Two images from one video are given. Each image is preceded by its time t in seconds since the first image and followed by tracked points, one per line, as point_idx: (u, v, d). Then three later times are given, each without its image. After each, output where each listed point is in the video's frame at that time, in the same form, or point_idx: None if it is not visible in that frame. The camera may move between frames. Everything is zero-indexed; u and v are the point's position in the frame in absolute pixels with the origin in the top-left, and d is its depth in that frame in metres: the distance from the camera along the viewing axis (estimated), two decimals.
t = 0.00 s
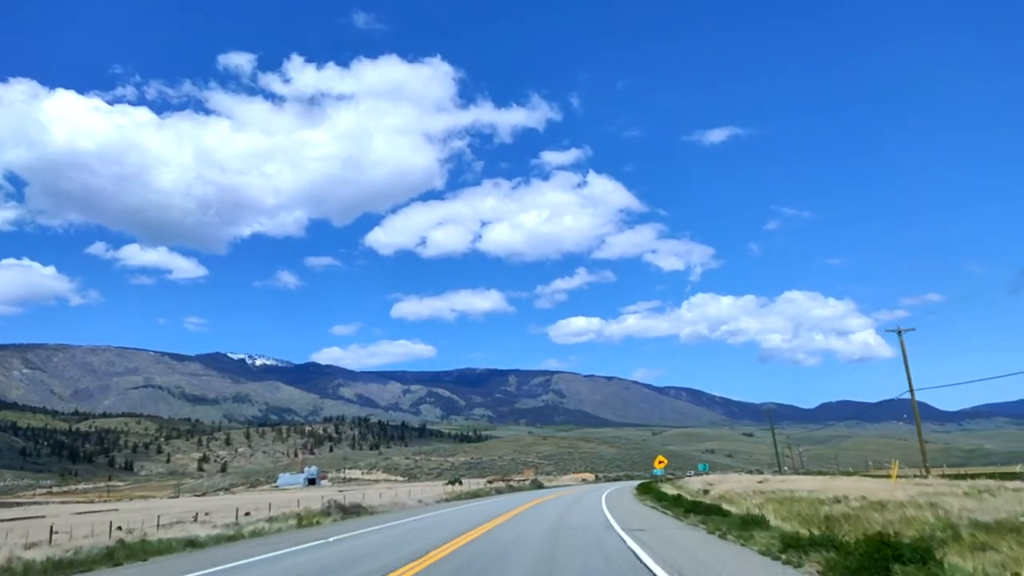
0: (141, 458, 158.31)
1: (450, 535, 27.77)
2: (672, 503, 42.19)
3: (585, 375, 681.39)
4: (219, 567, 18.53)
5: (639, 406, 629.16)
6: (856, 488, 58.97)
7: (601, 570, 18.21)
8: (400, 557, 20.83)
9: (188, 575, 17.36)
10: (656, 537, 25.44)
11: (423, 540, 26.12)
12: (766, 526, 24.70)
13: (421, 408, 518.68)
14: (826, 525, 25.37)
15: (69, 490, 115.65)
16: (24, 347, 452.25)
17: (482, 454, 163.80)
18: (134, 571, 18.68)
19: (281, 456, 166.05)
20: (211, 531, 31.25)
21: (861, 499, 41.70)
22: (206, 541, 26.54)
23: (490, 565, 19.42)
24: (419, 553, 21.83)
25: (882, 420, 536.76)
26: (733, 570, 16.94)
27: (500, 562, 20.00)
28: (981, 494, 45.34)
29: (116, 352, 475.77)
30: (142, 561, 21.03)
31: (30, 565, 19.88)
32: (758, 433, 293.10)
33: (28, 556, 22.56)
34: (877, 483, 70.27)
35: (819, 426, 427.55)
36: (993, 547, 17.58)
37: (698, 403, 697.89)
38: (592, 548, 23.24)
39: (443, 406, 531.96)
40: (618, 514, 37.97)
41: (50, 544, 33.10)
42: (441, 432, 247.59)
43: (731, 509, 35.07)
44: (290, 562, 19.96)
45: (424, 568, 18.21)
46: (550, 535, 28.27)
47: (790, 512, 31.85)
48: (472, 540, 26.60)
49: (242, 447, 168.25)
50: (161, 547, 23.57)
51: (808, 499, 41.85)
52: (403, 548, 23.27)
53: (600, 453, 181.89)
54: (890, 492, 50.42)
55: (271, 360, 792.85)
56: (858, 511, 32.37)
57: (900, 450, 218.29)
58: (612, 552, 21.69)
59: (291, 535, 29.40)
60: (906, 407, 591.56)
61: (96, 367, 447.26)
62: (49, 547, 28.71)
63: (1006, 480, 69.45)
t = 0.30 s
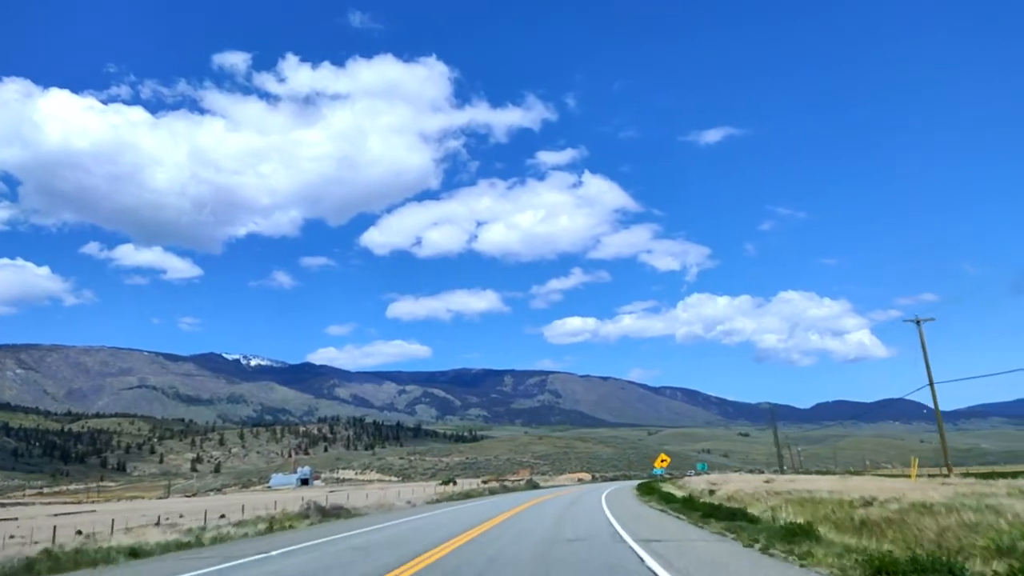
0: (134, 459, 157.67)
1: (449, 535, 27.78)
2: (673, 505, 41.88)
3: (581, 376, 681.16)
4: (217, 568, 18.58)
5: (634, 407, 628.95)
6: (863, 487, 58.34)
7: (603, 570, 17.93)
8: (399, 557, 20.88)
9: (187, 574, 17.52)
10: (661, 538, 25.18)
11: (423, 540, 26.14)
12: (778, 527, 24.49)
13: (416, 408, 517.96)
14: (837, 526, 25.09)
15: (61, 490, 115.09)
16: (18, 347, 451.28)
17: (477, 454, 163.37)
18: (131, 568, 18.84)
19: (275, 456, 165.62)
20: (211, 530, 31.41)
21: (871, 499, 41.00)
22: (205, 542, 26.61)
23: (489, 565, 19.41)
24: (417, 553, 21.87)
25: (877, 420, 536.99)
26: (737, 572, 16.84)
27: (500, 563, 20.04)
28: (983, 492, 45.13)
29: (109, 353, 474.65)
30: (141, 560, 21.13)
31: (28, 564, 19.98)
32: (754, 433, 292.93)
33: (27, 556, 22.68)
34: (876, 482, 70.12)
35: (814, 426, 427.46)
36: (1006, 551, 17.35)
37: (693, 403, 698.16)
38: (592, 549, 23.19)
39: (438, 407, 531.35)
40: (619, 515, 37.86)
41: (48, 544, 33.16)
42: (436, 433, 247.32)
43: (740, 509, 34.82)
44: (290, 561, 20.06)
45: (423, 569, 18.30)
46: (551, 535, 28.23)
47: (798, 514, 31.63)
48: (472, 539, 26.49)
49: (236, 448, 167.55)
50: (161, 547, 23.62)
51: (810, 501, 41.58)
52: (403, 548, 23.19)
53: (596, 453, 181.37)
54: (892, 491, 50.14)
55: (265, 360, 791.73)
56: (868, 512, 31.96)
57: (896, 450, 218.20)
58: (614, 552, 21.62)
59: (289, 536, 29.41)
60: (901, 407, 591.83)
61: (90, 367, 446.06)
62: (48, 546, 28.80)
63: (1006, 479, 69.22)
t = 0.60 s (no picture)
0: (126, 459, 157.26)
1: (446, 535, 27.85)
2: (670, 504, 41.93)
3: (576, 375, 681.46)
4: (214, 569, 18.74)
5: (629, 406, 629.56)
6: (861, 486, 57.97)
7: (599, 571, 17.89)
8: (397, 557, 20.89)
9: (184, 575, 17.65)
10: (659, 538, 25.14)
11: (420, 540, 26.20)
12: (771, 529, 24.56)
13: (411, 408, 517.64)
14: (838, 526, 25.00)
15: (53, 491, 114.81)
16: (11, 347, 450.41)
17: (472, 454, 163.27)
18: (128, 570, 18.88)
19: (269, 456, 165.43)
20: (206, 531, 31.36)
21: (870, 498, 40.95)
22: (202, 543, 26.69)
23: (487, 564, 19.44)
24: (415, 553, 21.94)
25: (871, 420, 538.17)
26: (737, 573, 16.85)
27: (498, 562, 20.06)
28: (983, 491, 45.11)
29: (103, 353, 473.63)
30: (139, 561, 21.17)
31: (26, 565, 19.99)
32: (749, 433, 293.09)
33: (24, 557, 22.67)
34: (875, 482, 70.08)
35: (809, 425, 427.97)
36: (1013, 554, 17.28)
37: (688, 403, 699.08)
38: (592, 547, 23.18)
39: (434, 407, 531.31)
40: (617, 515, 37.80)
41: (45, 544, 33.24)
42: (430, 433, 247.27)
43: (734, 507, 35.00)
44: (287, 562, 20.06)
45: (421, 569, 18.33)
46: (550, 535, 28.18)
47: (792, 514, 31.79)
48: (468, 539, 26.54)
49: (230, 448, 167.18)
50: (154, 548, 23.67)
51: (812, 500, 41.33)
52: (400, 549, 23.24)
53: (591, 453, 181.48)
54: (892, 490, 50.08)
55: (260, 360, 790.80)
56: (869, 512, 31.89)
57: (892, 450, 218.61)
58: (613, 552, 21.63)
59: (284, 536, 29.48)
60: (895, 406, 593.31)
61: (84, 367, 445.08)
62: (45, 546, 28.87)
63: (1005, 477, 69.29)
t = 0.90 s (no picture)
0: (119, 460, 156.76)
1: (444, 535, 27.99)
2: (670, 504, 42.25)
3: (571, 376, 681.69)
4: (213, 569, 19.07)
5: (624, 407, 630.02)
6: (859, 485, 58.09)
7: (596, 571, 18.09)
8: (396, 557, 21.17)
9: None
10: (657, 537, 25.34)
11: (418, 541, 26.28)
12: (767, 525, 24.84)
13: (406, 408, 517.07)
14: (835, 521, 25.39)
15: (45, 492, 114.43)
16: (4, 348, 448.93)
17: (467, 454, 163.13)
18: (128, 572, 19.14)
19: (263, 457, 165.12)
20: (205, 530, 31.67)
21: (868, 498, 41.28)
22: (201, 542, 27.06)
23: (483, 565, 19.62)
24: (413, 555, 22.08)
25: (865, 421, 538.92)
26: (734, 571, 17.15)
27: (494, 560, 20.36)
28: (983, 489, 45.43)
29: (96, 354, 472.45)
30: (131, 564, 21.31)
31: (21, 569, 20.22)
32: (744, 433, 293.29)
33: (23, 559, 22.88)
34: (876, 480, 70.26)
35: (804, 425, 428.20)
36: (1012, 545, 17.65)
37: (683, 404, 699.63)
38: (588, 547, 23.39)
39: (429, 407, 531.01)
40: (617, 515, 38.05)
41: (46, 543, 33.63)
42: (425, 433, 247.72)
43: (728, 506, 35.41)
44: (286, 563, 20.39)
45: (421, 568, 18.57)
46: (549, 534, 28.35)
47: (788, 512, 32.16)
48: (466, 539, 26.83)
49: (223, 449, 166.90)
50: (142, 551, 23.80)
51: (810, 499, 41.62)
52: (399, 549, 23.57)
53: (587, 453, 181.69)
54: (894, 489, 50.41)
55: (254, 360, 789.11)
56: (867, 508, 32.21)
57: (887, 450, 219.24)
58: (613, 550, 21.86)
59: (284, 536, 29.81)
60: (890, 406, 594.48)
61: (77, 367, 443.80)
62: (43, 548, 29.03)
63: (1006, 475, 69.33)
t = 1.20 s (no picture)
0: (110, 461, 156.12)
1: (441, 535, 28.00)
2: (670, 504, 42.45)
3: (566, 376, 682.11)
4: (208, 569, 19.15)
5: (619, 407, 630.58)
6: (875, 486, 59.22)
7: (598, 571, 18.05)
8: (392, 557, 21.09)
9: None
10: (657, 537, 25.38)
11: (414, 541, 26.22)
12: (775, 526, 24.82)
13: (401, 409, 516.58)
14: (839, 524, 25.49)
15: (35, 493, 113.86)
16: None
17: (461, 454, 163.00)
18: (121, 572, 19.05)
19: (256, 457, 164.67)
20: (199, 531, 31.64)
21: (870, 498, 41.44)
22: (192, 543, 26.97)
23: (482, 565, 19.61)
24: (410, 554, 22.00)
25: (860, 421, 540.32)
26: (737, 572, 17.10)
27: (492, 561, 20.35)
28: (982, 489, 45.60)
29: (90, 354, 471.25)
30: (125, 565, 21.24)
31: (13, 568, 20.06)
32: (738, 433, 293.74)
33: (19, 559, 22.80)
34: (877, 481, 70.56)
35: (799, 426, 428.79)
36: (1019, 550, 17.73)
37: (678, 404, 700.43)
38: (589, 548, 23.34)
39: (424, 407, 530.66)
40: (617, 514, 38.22)
41: (11, 547, 34.26)
42: (419, 433, 247.51)
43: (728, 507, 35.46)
44: (282, 563, 20.32)
45: (417, 569, 18.53)
46: (547, 535, 28.34)
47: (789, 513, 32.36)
48: (463, 539, 26.69)
49: (216, 449, 166.49)
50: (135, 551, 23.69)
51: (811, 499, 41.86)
52: (395, 549, 23.38)
53: (582, 453, 182.03)
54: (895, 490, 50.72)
55: (248, 360, 787.31)
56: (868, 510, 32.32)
57: (881, 450, 219.90)
58: (613, 550, 21.86)
59: (277, 537, 29.76)
60: (884, 406, 596.08)
61: (70, 367, 442.44)
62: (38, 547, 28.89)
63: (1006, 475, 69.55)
